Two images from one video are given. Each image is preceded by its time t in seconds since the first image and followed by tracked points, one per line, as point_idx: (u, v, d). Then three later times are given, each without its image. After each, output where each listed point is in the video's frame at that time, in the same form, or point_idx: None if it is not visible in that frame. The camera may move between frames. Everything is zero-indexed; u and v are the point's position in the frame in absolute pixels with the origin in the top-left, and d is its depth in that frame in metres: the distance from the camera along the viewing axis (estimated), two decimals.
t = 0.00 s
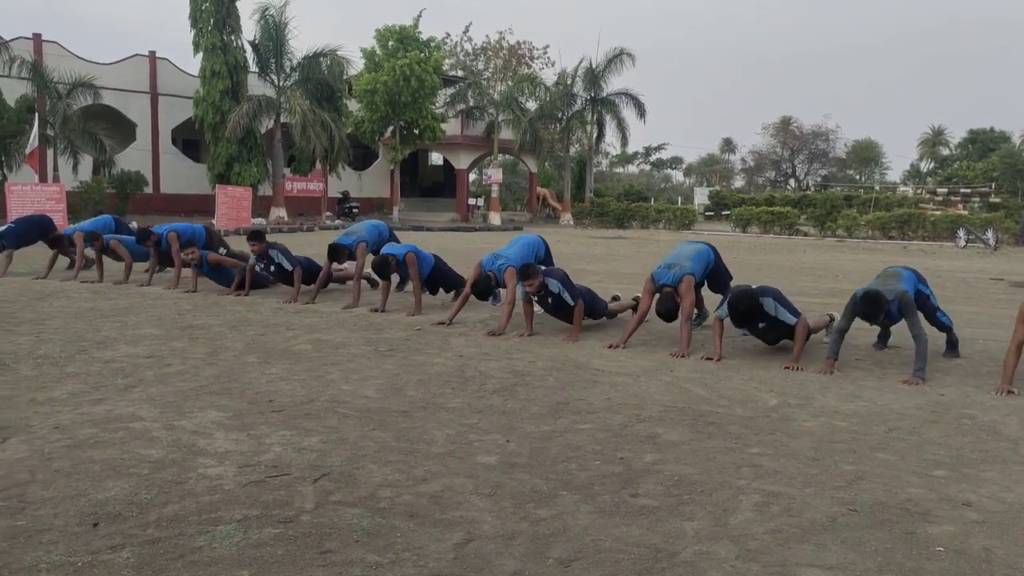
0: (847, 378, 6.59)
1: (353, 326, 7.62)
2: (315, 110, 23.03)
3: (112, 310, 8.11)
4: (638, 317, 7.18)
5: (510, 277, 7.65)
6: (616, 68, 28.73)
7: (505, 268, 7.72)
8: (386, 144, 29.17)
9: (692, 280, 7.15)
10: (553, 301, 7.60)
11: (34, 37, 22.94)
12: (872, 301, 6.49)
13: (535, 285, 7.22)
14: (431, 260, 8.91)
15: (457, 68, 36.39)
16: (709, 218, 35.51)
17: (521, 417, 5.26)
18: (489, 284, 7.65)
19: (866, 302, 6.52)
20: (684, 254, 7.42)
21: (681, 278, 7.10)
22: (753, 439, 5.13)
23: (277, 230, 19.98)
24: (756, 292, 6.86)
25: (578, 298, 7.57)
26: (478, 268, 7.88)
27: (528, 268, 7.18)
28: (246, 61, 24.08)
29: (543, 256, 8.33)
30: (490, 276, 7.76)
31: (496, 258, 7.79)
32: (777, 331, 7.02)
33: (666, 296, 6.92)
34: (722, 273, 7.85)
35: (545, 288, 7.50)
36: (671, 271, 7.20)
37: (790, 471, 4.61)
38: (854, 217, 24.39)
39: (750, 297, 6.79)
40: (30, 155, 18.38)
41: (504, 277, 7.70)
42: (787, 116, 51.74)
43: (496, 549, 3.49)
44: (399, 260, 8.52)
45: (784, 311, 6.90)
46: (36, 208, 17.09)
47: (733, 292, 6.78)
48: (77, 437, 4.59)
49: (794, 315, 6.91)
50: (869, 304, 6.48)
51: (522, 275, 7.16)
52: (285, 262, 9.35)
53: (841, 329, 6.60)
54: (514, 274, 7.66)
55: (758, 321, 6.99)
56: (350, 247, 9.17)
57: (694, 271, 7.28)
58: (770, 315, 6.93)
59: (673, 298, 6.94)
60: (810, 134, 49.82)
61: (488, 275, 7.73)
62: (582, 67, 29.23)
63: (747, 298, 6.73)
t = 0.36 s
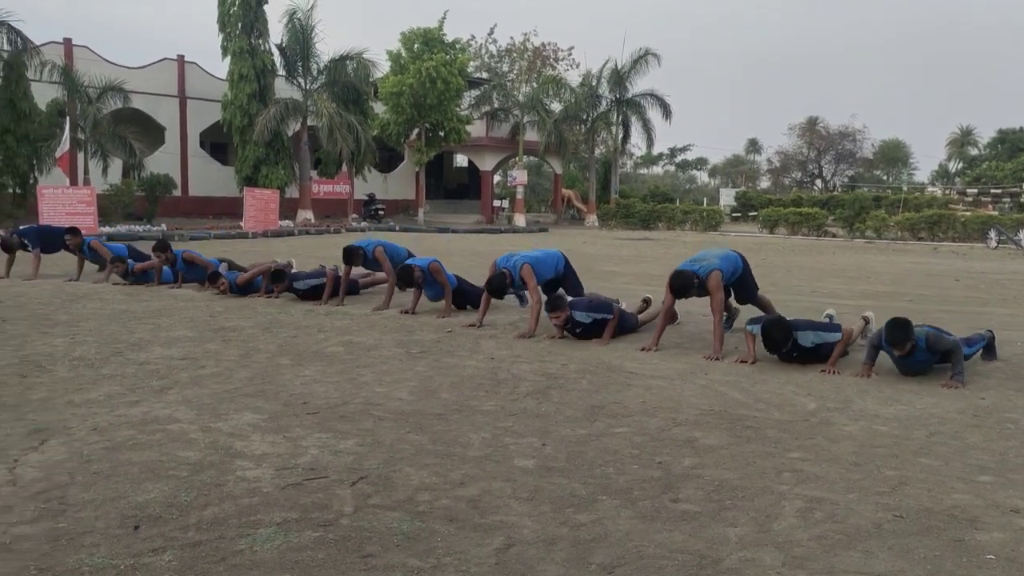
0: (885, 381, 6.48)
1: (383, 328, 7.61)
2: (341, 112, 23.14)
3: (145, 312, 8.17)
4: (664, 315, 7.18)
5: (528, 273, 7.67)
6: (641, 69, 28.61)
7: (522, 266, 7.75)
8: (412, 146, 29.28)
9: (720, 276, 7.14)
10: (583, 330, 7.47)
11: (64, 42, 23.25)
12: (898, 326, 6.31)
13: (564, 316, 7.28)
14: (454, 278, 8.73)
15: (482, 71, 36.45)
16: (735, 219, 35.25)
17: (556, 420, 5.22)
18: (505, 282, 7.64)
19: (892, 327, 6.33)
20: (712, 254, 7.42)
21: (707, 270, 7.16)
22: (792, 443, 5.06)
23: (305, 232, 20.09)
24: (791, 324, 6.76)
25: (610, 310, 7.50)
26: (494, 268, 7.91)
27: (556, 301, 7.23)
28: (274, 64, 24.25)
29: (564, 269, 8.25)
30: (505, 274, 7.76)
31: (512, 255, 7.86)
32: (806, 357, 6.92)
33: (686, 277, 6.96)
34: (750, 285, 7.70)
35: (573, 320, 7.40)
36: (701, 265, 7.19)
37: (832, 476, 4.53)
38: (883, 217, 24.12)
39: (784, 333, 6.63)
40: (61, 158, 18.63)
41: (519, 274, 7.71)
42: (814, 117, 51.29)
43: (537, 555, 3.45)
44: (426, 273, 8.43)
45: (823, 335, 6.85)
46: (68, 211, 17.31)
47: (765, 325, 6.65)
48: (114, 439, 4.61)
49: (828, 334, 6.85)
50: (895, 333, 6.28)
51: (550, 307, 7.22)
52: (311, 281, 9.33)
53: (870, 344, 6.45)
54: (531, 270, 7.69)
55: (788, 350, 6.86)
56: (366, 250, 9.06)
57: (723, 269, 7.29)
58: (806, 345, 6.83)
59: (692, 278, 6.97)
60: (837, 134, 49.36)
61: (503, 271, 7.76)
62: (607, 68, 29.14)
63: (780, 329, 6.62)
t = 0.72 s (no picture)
0: (939, 389, 6.32)
1: (426, 333, 7.61)
2: (379, 117, 23.29)
3: (191, 316, 8.26)
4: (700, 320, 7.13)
5: (557, 291, 7.64)
6: (679, 72, 28.41)
7: (550, 285, 7.75)
8: (449, 151, 29.38)
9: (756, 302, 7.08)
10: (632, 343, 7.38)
11: (109, 50, 23.72)
12: (950, 353, 6.12)
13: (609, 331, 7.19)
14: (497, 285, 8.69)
15: (518, 74, 36.49)
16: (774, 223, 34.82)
17: (605, 426, 5.16)
18: (535, 308, 7.57)
19: (944, 354, 6.14)
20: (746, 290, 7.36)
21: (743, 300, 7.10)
22: (847, 451, 4.94)
23: (344, 236, 20.24)
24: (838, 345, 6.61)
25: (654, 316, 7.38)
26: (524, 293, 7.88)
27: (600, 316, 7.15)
28: (313, 70, 24.48)
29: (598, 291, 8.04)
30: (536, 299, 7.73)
31: (539, 279, 7.83)
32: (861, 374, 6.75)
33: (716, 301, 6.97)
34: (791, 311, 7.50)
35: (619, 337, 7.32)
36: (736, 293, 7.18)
37: (891, 485, 4.41)
38: (927, 220, 23.65)
39: (833, 352, 6.49)
40: (106, 164, 18.97)
41: (549, 294, 7.68)
42: (853, 118, 50.54)
43: (594, 564, 3.40)
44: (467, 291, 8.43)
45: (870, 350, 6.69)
46: (112, 216, 17.62)
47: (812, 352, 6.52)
48: (167, 443, 4.64)
49: (876, 351, 6.68)
50: (947, 361, 6.10)
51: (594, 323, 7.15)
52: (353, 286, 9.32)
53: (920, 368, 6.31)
54: (561, 287, 7.66)
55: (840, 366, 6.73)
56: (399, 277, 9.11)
57: (761, 301, 7.18)
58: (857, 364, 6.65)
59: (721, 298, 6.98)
60: (877, 136, 48.61)
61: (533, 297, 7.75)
62: (645, 70, 28.99)
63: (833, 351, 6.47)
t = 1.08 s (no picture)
0: (991, 397, 6.16)
1: (467, 338, 7.59)
2: (414, 122, 23.41)
3: (233, 321, 8.33)
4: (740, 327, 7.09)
5: (601, 290, 7.67)
6: (714, 76, 28.22)
7: (595, 284, 7.78)
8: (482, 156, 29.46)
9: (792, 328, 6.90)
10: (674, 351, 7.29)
11: (148, 57, 24.11)
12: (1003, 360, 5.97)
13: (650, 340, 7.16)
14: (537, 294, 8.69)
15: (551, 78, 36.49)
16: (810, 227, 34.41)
17: (652, 434, 5.09)
18: (577, 305, 7.54)
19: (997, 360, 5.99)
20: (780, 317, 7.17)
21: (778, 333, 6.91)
22: (901, 460, 4.82)
23: (379, 240, 20.35)
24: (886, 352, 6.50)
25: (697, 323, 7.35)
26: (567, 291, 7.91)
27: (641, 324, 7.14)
28: (348, 76, 24.65)
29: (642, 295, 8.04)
30: (579, 295, 7.75)
31: (584, 278, 7.89)
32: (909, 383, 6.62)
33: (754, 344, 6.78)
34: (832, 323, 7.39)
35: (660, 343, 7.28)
36: (769, 327, 6.99)
37: (949, 496, 4.29)
38: (968, 225, 23.22)
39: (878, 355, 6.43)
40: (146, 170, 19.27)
41: (593, 292, 7.72)
42: (890, 121, 49.87)
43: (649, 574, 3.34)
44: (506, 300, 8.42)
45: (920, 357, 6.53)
46: (152, 221, 17.88)
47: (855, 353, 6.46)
48: (216, 448, 4.67)
49: (926, 357, 6.53)
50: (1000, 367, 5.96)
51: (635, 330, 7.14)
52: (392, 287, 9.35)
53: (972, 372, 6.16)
54: (605, 287, 7.69)
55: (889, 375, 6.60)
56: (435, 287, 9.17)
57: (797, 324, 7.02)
58: (907, 372, 6.51)
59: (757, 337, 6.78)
60: (915, 139, 47.92)
61: (576, 293, 7.77)
62: (679, 75, 28.85)
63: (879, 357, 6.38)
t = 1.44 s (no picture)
0: None
1: (493, 343, 7.56)
2: (434, 127, 23.45)
3: (258, 326, 8.35)
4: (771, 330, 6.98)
5: (636, 286, 7.52)
6: (735, 80, 28.09)
7: (630, 279, 7.60)
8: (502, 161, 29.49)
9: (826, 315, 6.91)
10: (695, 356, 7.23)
11: (172, 63, 24.32)
12: None
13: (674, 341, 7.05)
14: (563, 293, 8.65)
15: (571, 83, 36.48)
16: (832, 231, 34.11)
17: (683, 441, 5.04)
18: (611, 298, 7.48)
19: None
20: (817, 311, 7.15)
21: (814, 314, 6.92)
22: (938, 468, 4.74)
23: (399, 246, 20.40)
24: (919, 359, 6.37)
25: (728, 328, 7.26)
26: (601, 279, 7.81)
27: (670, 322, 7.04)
28: (370, 81, 24.75)
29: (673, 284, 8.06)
30: (613, 287, 7.64)
31: (620, 269, 7.74)
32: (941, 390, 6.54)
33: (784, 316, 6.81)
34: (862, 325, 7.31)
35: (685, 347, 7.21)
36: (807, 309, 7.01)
37: (989, 506, 4.20)
38: (994, 229, 22.93)
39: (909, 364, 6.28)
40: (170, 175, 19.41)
41: (628, 286, 7.57)
42: (912, 125, 49.44)
43: None
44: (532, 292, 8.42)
45: (952, 362, 6.44)
46: (176, 226, 18.01)
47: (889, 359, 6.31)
48: (247, 452, 4.67)
49: (959, 362, 6.42)
50: None
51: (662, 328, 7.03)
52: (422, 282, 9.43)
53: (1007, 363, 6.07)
54: (640, 284, 7.53)
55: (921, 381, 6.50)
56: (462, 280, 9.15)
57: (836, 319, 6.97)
58: (938, 378, 6.42)
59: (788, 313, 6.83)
60: (938, 143, 47.45)
61: (610, 283, 7.67)
62: (700, 79, 28.76)
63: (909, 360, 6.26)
